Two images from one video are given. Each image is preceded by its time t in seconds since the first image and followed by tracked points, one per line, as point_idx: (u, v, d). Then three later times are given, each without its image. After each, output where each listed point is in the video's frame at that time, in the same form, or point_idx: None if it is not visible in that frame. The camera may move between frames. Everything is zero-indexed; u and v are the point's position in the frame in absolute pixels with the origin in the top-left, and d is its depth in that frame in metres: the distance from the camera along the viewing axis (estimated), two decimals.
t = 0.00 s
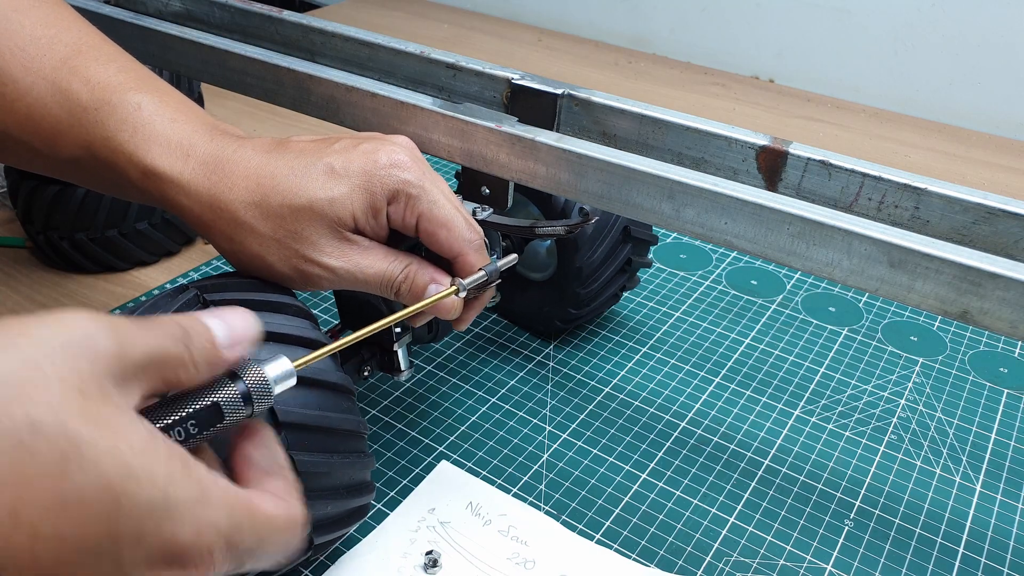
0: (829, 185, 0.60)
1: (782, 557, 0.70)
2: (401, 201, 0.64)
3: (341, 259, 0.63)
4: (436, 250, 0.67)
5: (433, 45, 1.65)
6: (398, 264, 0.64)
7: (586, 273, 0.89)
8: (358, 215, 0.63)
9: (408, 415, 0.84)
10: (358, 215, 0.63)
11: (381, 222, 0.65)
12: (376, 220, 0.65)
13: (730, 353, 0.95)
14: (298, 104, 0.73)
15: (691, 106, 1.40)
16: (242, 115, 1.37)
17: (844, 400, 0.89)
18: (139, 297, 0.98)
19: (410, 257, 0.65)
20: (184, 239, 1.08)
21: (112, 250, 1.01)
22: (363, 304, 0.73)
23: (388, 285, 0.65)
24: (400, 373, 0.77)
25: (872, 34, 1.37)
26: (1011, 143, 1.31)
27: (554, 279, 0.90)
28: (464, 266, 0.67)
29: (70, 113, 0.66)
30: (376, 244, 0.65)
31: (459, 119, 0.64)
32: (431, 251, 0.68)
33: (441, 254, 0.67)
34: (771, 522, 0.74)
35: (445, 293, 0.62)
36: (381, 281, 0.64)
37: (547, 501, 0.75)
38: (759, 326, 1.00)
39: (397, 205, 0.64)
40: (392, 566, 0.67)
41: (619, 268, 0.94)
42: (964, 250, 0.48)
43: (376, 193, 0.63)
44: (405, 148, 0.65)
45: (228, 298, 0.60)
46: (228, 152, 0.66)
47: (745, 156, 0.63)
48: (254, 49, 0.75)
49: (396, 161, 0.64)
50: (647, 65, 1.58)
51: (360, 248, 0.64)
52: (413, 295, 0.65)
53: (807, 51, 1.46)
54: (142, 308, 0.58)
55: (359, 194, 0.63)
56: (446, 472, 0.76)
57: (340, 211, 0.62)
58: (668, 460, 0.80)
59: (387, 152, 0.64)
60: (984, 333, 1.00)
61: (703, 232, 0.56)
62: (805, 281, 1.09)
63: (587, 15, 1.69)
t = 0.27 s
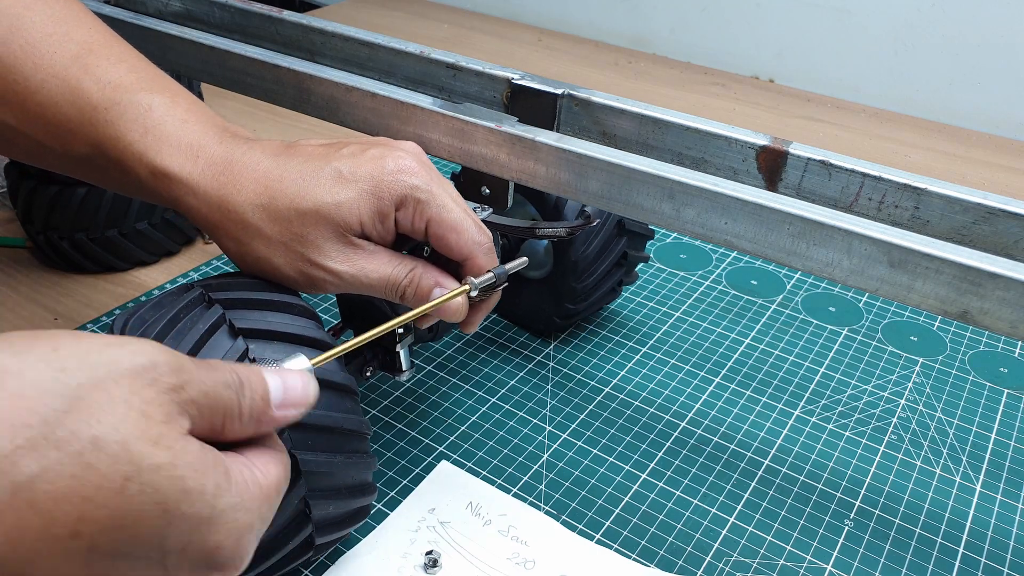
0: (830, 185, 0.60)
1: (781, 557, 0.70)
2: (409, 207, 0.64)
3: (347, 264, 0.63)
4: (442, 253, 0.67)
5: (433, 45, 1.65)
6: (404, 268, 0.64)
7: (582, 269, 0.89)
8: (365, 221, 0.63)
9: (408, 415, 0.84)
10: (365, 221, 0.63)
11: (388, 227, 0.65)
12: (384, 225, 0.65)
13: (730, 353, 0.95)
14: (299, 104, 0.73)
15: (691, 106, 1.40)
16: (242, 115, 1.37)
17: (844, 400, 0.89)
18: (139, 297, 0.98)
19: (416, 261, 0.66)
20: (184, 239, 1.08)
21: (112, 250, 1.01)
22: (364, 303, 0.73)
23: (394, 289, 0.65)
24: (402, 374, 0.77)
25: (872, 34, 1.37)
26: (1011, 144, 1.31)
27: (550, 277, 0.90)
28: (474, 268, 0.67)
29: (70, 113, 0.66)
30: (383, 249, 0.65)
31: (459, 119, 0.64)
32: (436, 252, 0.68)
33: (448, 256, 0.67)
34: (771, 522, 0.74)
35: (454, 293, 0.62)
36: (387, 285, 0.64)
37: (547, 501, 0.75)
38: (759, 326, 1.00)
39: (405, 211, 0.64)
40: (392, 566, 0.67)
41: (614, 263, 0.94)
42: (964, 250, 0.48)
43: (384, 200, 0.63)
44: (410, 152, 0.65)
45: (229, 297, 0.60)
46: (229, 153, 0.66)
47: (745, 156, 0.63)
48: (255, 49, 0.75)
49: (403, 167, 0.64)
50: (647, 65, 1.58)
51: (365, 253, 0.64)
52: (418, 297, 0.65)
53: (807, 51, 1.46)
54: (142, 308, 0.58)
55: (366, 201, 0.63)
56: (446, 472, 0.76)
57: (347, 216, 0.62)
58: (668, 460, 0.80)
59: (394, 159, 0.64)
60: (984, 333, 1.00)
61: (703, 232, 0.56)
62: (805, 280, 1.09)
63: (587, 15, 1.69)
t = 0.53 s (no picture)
0: (829, 185, 0.60)
1: (782, 557, 0.70)
2: (405, 206, 0.64)
3: (344, 265, 0.63)
4: (441, 252, 0.66)
5: (433, 45, 1.65)
6: (401, 268, 0.64)
7: (580, 267, 0.89)
8: (361, 222, 0.63)
9: (408, 415, 0.84)
10: (362, 222, 0.63)
11: (384, 227, 0.65)
12: (380, 225, 0.65)
13: (730, 353, 0.95)
14: (298, 104, 0.73)
15: (691, 106, 1.40)
16: (242, 115, 1.37)
17: (844, 400, 0.89)
18: (139, 297, 0.98)
19: (413, 260, 0.65)
20: (184, 239, 1.08)
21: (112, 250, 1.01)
22: (363, 304, 0.73)
23: (392, 289, 0.64)
24: (400, 373, 0.77)
25: (872, 34, 1.37)
26: (1012, 144, 1.31)
27: (548, 276, 0.90)
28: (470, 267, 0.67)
29: (70, 113, 0.66)
30: (379, 249, 0.65)
31: (459, 119, 0.64)
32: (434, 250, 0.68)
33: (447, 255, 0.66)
34: (771, 522, 0.74)
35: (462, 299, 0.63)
36: (385, 285, 0.64)
37: (547, 501, 0.75)
38: (759, 326, 1.00)
39: (401, 211, 0.64)
40: (392, 566, 0.67)
41: (612, 261, 0.94)
42: (963, 250, 0.48)
43: (380, 199, 0.63)
44: (404, 151, 0.65)
45: (225, 297, 0.60)
46: (228, 153, 0.66)
47: (745, 156, 0.63)
48: (254, 49, 0.75)
49: (398, 167, 0.64)
50: (647, 65, 1.58)
51: (361, 253, 0.64)
52: (415, 297, 0.65)
53: (807, 51, 1.46)
54: (139, 309, 0.59)
55: (361, 201, 0.63)
56: (446, 471, 0.76)
57: (342, 216, 0.62)
58: (668, 460, 0.80)
59: (389, 159, 0.64)
60: (984, 333, 1.00)
61: (703, 232, 0.56)
62: (805, 280, 1.09)
63: (587, 16, 1.69)
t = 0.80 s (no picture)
0: (829, 185, 0.60)
1: (782, 557, 0.70)
2: (413, 211, 0.64)
3: (351, 269, 0.64)
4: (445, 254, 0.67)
5: (433, 45, 1.65)
6: (407, 272, 0.64)
7: (578, 262, 0.89)
8: (368, 227, 0.63)
9: (408, 415, 0.84)
10: (369, 227, 0.63)
11: (391, 232, 0.65)
12: (386, 229, 0.65)
13: (730, 353, 0.95)
14: (298, 104, 0.73)
15: (691, 106, 1.40)
16: (242, 115, 1.37)
17: (844, 400, 0.89)
18: (140, 297, 0.98)
19: (418, 262, 0.66)
20: (184, 239, 1.08)
21: (112, 250, 1.01)
22: (366, 304, 0.73)
23: (399, 292, 0.65)
24: (403, 374, 0.77)
25: (872, 34, 1.37)
26: (1012, 144, 1.31)
27: (547, 274, 0.90)
28: (476, 270, 0.68)
29: (73, 113, 0.66)
30: (385, 253, 0.65)
31: (459, 119, 0.64)
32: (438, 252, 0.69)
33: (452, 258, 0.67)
34: (771, 522, 0.74)
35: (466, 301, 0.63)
36: (392, 288, 0.65)
37: (547, 501, 0.75)
38: (759, 326, 1.00)
39: (409, 217, 0.64)
40: (392, 566, 0.67)
41: (610, 257, 0.94)
42: (964, 250, 0.48)
43: (387, 205, 0.63)
44: (409, 154, 0.65)
45: (232, 297, 0.61)
46: (230, 155, 0.66)
47: (745, 156, 0.63)
48: (254, 49, 0.75)
49: (405, 172, 0.63)
50: (647, 65, 1.58)
51: (368, 258, 0.64)
52: (421, 300, 0.65)
53: (807, 51, 1.46)
54: (147, 308, 0.59)
55: (369, 207, 0.62)
56: (446, 471, 0.76)
57: (350, 223, 0.62)
58: (668, 460, 0.80)
59: (396, 164, 0.63)
60: (984, 333, 1.00)
61: (703, 232, 0.56)
62: (804, 280, 1.09)
63: (587, 16, 1.69)
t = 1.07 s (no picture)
0: (829, 185, 0.60)
1: (782, 557, 0.70)
2: (411, 211, 0.64)
3: (349, 270, 0.63)
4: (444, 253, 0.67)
5: (433, 45, 1.65)
6: (404, 270, 0.64)
7: (579, 265, 0.89)
8: (366, 227, 0.63)
9: (408, 415, 0.84)
10: (367, 228, 0.63)
11: (389, 232, 0.65)
12: (385, 230, 0.65)
13: (730, 353, 0.95)
14: (298, 104, 0.73)
15: (691, 106, 1.40)
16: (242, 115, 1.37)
17: (844, 400, 0.89)
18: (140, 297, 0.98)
19: (416, 262, 0.65)
20: (184, 239, 1.08)
21: (112, 250, 1.01)
22: (366, 305, 0.73)
23: (396, 292, 0.65)
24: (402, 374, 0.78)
25: (872, 34, 1.37)
26: (1012, 144, 1.31)
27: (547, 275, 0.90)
28: (475, 270, 0.67)
29: (70, 112, 0.66)
30: (383, 253, 0.65)
31: (459, 119, 0.64)
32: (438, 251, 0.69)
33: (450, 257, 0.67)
34: (772, 522, 0.74)
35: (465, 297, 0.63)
36: (389, 288, 0.64)
37: (547, 501, 0.75)
38: (759, 326, 1.00)
39: (407, 216, 0.64)
40: (392, 566, 0.67)
41: (610, 257, 0.93)
42: (964, 250, 0.48)
43: (385, 205, 0.63)
44: (405, 154, 0.65)
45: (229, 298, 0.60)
46: (228, 155, 0.66)
47: (745, 156, 0.63)
48: (254, 49, 0.75)
49: (403, 171, 0.63)
50: (647, 65, 1.58)
51: (366, 258, 0.64)
52: (419, 300, 0.65)
53: (807, 51, 1.46)
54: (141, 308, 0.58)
55: (366, 207, 0.62)
56: (446, 471, 0.76)
57: (348, 223, 0.62)
58: (668, 460, 0.80)
59: (394, 162, 0.63)
60: (984, 333, 1.00)
61: (703, 232, 0.56)
62: (804, 280, 1.09)
63: (587, 16, 1.69)
